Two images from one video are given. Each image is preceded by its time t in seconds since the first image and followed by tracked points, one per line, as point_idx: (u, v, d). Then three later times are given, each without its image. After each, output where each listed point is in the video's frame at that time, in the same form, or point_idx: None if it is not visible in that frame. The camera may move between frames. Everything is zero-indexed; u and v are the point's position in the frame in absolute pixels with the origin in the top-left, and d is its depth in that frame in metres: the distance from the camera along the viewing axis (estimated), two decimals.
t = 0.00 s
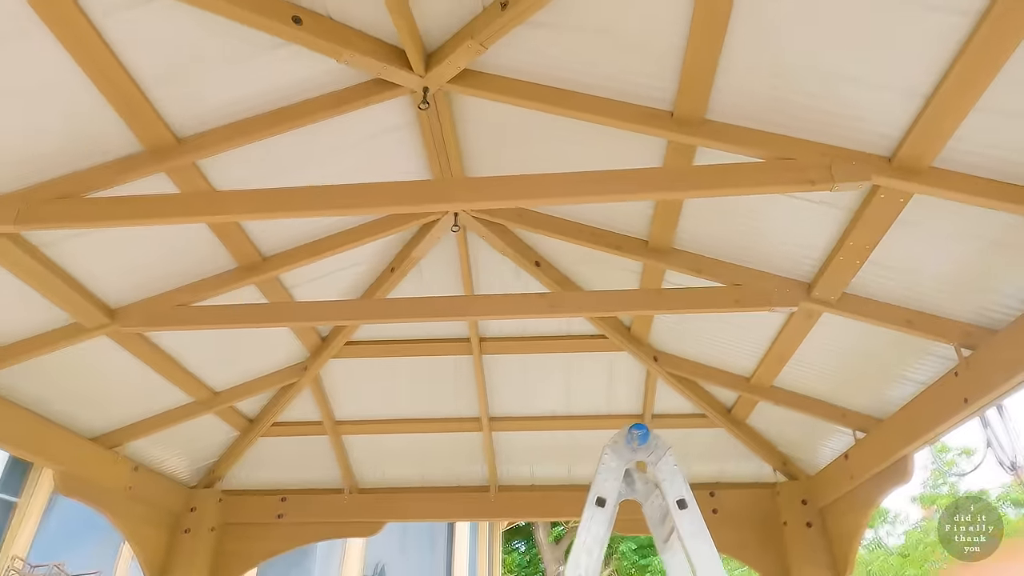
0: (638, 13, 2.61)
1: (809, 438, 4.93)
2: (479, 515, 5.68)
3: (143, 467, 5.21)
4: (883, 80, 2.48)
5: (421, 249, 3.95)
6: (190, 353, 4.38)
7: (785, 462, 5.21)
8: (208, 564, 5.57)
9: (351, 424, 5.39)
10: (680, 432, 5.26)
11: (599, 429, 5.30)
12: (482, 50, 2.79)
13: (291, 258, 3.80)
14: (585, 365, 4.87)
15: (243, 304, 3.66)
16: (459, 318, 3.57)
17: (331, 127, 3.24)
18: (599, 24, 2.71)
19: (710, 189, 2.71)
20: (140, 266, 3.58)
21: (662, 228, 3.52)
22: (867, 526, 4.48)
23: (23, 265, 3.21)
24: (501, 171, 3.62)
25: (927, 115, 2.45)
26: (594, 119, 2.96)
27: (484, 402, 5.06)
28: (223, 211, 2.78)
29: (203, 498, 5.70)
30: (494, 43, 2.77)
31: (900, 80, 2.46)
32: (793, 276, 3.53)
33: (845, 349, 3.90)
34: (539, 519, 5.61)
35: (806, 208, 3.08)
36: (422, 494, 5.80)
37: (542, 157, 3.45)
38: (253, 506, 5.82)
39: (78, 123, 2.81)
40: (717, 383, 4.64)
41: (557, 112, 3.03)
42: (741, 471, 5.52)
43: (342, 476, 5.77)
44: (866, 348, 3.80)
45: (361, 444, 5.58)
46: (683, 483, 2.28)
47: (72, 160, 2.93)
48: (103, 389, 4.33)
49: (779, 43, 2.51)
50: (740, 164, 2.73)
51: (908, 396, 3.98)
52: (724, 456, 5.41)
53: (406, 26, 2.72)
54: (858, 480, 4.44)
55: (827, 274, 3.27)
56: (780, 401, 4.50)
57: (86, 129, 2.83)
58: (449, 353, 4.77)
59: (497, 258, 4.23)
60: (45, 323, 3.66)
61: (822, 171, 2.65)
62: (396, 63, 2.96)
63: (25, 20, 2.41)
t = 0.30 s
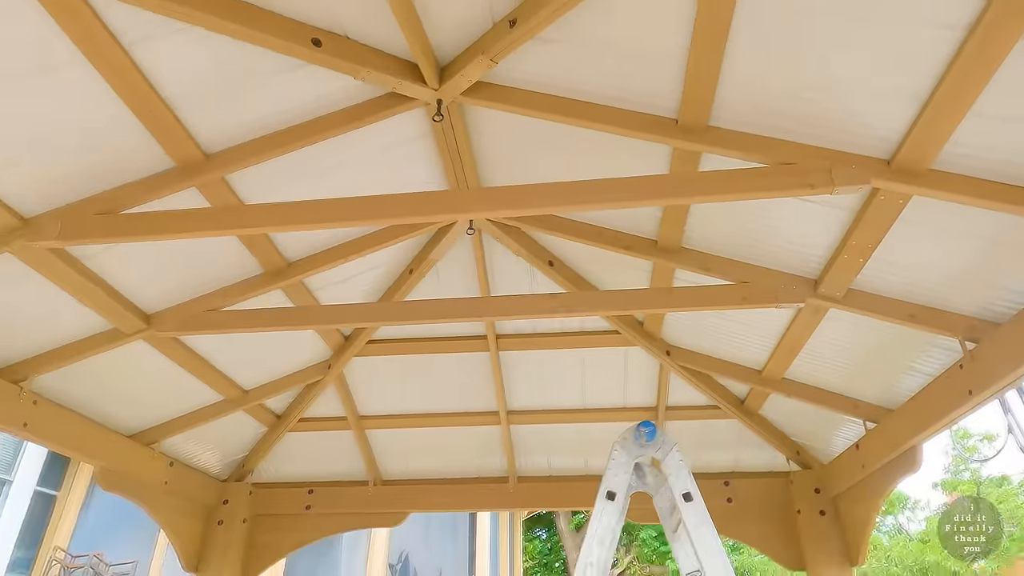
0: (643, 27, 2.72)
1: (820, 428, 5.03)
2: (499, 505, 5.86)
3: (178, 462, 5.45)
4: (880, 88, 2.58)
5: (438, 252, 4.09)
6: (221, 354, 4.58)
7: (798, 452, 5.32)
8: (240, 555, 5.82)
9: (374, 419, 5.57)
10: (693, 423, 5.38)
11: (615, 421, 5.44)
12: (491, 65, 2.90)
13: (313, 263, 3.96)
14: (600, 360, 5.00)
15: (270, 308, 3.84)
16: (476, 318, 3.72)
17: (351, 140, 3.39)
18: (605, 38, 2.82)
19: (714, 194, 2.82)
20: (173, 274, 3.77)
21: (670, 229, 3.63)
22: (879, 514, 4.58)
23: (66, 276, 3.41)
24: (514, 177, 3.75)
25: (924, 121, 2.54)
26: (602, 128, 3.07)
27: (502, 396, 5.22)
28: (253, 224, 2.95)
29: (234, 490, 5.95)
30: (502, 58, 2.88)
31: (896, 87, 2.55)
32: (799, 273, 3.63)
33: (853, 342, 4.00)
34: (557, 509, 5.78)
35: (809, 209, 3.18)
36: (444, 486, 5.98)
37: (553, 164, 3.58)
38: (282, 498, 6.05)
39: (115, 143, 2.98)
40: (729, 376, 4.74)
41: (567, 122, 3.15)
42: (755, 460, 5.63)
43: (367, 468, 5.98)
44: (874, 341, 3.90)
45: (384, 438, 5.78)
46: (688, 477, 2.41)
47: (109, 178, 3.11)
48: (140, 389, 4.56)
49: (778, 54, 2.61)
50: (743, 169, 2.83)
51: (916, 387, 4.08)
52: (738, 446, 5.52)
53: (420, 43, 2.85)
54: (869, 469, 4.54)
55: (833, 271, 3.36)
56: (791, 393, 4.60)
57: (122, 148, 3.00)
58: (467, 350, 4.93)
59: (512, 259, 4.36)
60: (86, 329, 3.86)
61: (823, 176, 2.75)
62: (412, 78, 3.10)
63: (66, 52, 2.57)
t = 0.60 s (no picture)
0: (645, 38, 2.81)
1: (831, 418, 5.10)
2: (517, 495, 6.02)
3: (208, 457, 5.67)
4: (877, 92, 2.65)
5: (452, 252, 4.22)
6: (246, 354, 4.76)
7: (810, 441, 5.39)
8: (269, 545, 6.04)
9: (395, 413, 5.74)
10: (706, 414, 5.47)
11: (628, 413, 5.56)
12: (499, 75, 3.01)
13: (333, 266, 4.05)
14: (612, 353, 5.10)
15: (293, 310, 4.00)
16: (490, 317, 3.85)
17: (366, 149, 3.52)
18: (608, 48, 2.91)
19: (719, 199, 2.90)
20: (199, 280, 3.93)
21: (676, 228, 3.72)
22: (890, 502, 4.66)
23: (101, 285, 3.59)
24: (524, 180, 3.86)
25: (921, 123, 2.60)
26: (608, 134, 3.16)
27: (517, 390, 5.36)
28: (277, 235, 3.09)
29: (262, 483, 6.18)
30: (511, 68, 2.98)
31: (892, 91, 2.62)
32: (805, 269, 3.69)
33: (861, 334, 4.06)
34: (573, 499, 5.92)
35: (812, 208, 3.25)
36: (463, 477, 6.16)
37: (561, 168, 3.68)
38: (308, 490, 6.26)
39: (142, 160, 3.13)
40: (740, 369, 4.82)
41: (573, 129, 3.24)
42: (768, 450, 5.71)
43: (388, 461, 6.17)
44: (881, 333, 3.96)
45: (404, 431, 5.95)
46: (692, 471, 2.54)
47: (139, 192, 3.27)
48: (171, 388, 4.77)
49: (777, 61, 2.69)
50: (745, 173, 2.91)
51: (924, 377, 4.14)
52: (750, 436, 5.61)
53: (430, 57, 2.95)
54: (880, 459, 4.61)
55: (837, 268, 3.43)
56: (801, 384, 4.67)
57: (150, 164, 3.15)
58: (483, 346, 5.07)
59: (523, 259, 4.48)
60: (119, 333, 4.06)
61: (824, 178, 2.82)
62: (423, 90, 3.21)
63: (97, 76, 2.71)
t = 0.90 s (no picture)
0: (643, 46, 2.91)
1: (840, 408, 5.17)
2: (534, 485, 6.18)
3: (235, 451, 5.91)
4: (869, 95, 2.72)
5: (464, 252, 4.36)
6: (269, 353, 4.96)
7: (820, 430, 5.47)
8: (295, 536, 6.27)
9: (413, 407, 5.92)
10: (716, 405, 5.57)
11: (640, 405, 5.68)
12: (503, 85, 3.10)
13: (350, 268, 4.20)
14: (623, 347, 5.22)
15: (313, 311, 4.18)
16: (501, 315, 3.99)
17: (379, 157, 3.67)
18: (608, 57, 3.01)
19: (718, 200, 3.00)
20: (223, 284, 4.12)
21: (681, 226, 3.81)
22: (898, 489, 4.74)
23: (132, 290, 3.79)
24: (531, 182, 3.98)
25: (912, 125, 2.68)
26: (611, 138, 3.26)
27: (531, 384, 5.50)
28: (295, 242, 3.26)
29: (287, 475, 6.41)
30: (514, 77, 3.09)
31: (884, 94, 2.70)
32: (808, 264, 3.78)
33: (865, 326, 4.14)
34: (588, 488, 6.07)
35: (812, 205, 3.33)
36: (480, 468, 6.33)
37: (567, 170, 3.79)
38: (331, 483, 6.48)
39: (168, 173, 3.30)
40: (748, 360, 4.92)
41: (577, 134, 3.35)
42: (779, 439, 5.80)
43: (407, 453, 6.36)
44: (885, 324, 4.04)
45: (422, 425, 6.13)
46: (692, 463, 2.70)
47: (165, 202, 3.45)
48: (199, 386, 4.98)
49: (771, 67, 2.77)
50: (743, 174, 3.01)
51: (928, 367, 4.21)
52: (762, 425, 5.70)
53: (436, 69, 3.08)
54: (888, 447, 4.69)
55: (837, 263, 3.52)
56: (808, 375, 4.76)
57: (175, 177, 3.33)
58: (497, 342, 5.21)
59: (534, 257, 4.60)
60: (150, 335, 4.27)
61: (820, 178, 2.90)
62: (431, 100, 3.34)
63: (124, 96, 2.88)
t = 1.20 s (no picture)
0: (641, 47, 3.02)
1: (844, 390, 5.28)
2: (547, 468, 6.37)
3: (258, 436, 6.15)
4: (859, 92, 2.83)
5: (474, 243, 4.51)
6: (288, 342, 5.16)
7: (825, 412, 5.59)
8: (317, 518, 6.52)
9: (428, 393, 6.12)
10: (723, 389, 5.71)
11: (648, 389, 5.83)
12: (508, 85, 3.24)
13: (364, 261, 4.36)
14: (631, 333, 5.36)
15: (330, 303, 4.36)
16: (510, 304, 4.14)
17: (391, 155, 3.82)
18: (608, 58, 3.13)
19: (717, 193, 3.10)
20: (245, 278, 4.31)
21: (683, 217, 3.93)
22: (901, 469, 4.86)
23: (160, 286, 4.00)
24: (537, 175, 4.11)
25: (902, 120, 2.78)
26: (612, 134, 3.38)
27: (542, 370, 5.67)
28: (313, 238, 3.43)
29: (308, 459, 6.65)
30: (518, 77, 3.21)
31: (873, 90, 2.80)
32: (808, 252, 3.88)
33: (865, 311, 4.25)
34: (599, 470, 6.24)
35: (808, 196, 3.44)
36: (494, 451, 6.53)
37: (571, 164, 3.92)
38: (350, 466, 6.71)
39: (191, 174, 3.48)
40: (753, 345, 5.04)
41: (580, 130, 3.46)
42: (786, 421, 5.92)
43: (423, 437, 6.57)
44: (884, 309, 4.14)
45: (437, 410, 6.33)
46: (689, 444, 2.86)
47: (189, 202, 3.64)
48: (224, 374, 5.21)
49: (765, 65, 2.88)
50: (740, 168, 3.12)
51: (928, 350, 4.31)
52: (768, 408, 5.82)
53: (444, 72, 3.20)
54: (890, 428, 4.81)
55: (835, 250, 3.63)
56: (812, 358, 4.87)
57: (199, 177, 3.51)
58: (508, 329, 5.38)
59: (542, 248, 4.74)
60: (176, 327, 4.48)
61: (814, 171, 3.00)
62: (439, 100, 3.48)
63: (151, 104, 3.05)
